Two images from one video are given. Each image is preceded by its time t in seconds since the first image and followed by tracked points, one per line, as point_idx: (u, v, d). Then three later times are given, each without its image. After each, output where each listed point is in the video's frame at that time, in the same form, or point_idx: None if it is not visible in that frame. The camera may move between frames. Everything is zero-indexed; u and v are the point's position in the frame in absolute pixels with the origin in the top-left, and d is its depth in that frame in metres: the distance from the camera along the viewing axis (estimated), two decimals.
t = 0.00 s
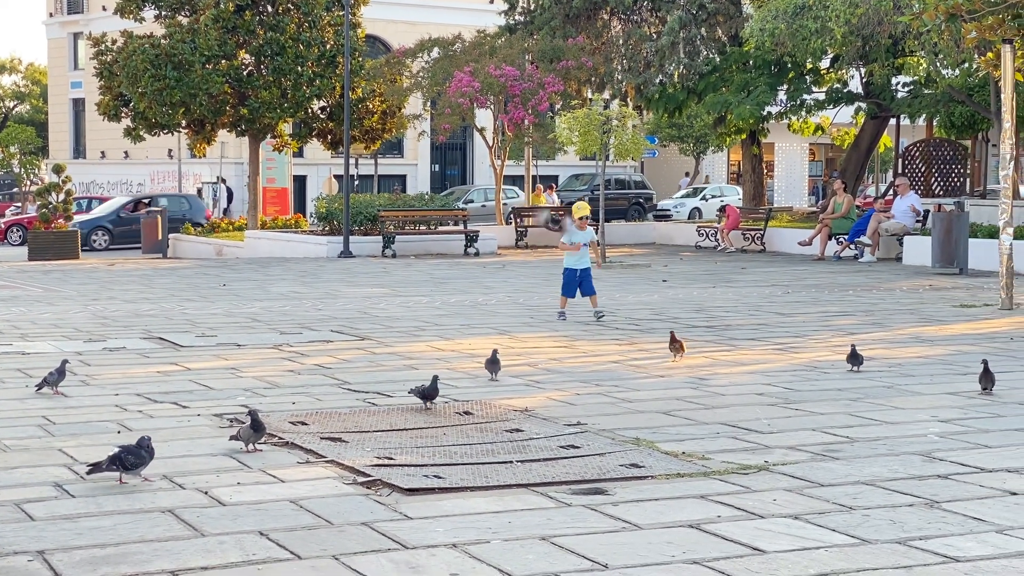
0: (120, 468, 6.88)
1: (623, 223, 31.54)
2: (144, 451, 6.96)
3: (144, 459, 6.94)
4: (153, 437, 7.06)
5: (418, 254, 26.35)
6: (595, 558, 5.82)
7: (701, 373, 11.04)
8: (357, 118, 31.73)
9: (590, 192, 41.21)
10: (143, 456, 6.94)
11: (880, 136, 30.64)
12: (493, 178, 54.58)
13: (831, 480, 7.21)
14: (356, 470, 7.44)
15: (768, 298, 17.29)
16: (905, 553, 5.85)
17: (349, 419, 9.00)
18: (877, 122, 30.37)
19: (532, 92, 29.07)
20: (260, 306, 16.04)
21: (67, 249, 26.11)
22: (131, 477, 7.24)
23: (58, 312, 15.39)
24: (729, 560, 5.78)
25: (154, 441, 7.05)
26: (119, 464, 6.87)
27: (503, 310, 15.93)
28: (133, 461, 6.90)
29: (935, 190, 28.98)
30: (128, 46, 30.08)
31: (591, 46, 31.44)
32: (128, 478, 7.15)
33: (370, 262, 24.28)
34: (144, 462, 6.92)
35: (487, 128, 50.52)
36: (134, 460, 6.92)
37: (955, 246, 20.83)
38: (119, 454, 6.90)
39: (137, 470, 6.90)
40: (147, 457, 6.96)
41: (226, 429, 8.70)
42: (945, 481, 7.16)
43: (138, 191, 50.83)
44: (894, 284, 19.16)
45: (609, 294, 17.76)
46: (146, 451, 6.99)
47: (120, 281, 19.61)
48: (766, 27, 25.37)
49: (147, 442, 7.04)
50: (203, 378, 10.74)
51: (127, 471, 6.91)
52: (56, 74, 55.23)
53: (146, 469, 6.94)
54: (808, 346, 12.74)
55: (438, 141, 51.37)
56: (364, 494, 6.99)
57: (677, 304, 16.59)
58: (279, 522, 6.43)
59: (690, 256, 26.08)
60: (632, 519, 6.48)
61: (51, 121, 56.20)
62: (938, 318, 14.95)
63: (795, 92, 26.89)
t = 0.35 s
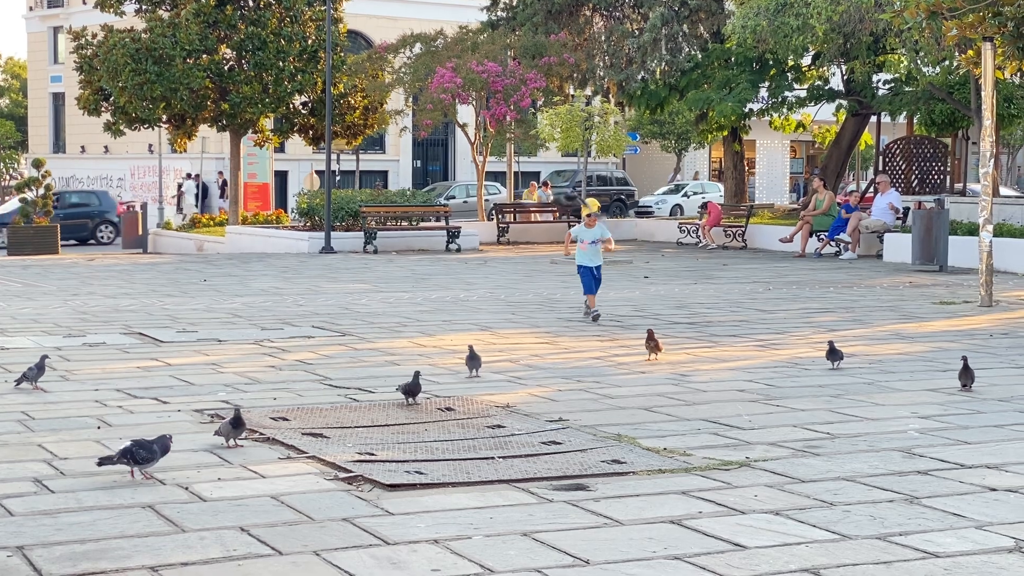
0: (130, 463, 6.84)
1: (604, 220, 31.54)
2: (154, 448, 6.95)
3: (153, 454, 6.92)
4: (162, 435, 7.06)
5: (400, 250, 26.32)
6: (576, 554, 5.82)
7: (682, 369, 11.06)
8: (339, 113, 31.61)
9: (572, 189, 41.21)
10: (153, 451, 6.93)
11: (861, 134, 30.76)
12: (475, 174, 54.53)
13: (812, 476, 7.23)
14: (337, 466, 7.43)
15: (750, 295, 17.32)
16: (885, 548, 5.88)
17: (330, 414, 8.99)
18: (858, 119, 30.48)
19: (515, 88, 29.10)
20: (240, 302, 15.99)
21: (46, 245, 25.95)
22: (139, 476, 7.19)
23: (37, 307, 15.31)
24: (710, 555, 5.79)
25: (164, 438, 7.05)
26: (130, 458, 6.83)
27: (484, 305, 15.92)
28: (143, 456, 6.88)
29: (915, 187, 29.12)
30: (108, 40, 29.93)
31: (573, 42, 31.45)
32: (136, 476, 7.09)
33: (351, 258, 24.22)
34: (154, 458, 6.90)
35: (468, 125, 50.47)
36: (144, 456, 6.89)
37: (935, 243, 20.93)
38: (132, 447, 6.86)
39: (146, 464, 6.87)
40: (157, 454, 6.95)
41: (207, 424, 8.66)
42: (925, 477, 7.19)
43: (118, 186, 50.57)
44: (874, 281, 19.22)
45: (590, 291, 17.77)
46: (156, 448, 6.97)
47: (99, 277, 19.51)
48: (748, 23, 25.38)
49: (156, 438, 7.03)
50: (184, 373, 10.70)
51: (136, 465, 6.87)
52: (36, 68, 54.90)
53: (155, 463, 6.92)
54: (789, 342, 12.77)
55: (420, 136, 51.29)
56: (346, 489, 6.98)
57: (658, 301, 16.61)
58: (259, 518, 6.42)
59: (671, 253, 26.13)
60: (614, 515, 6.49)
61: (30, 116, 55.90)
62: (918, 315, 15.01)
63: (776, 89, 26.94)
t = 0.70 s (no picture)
0: (138, 459, 6.90)
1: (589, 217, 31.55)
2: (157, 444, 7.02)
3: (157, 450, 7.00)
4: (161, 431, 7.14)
5: (384, 246, 26.30)
6: (560, 550, 5.82)
7: (666, 366, 11.08)
8: (323, 109, 31.53)
9: (556, 185, 41.23)
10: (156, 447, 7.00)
11: (845, 131, 30.84)
12: (460, 170, 54.51)
13: (796, 473, 7.25)
14: (321, 462, 7.42)
15: (734, 292, 17.35)
16: (868, 545, 5.89)
17: (314, 411, 8.97)
18: (842, 117, 30.56)
19: (499, 85, 29.10)
20: (224, 298, 15.95)
21: (28, 241, 25.84)
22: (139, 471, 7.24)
23: (20, 303, 15.25)
24: (694, 552, 5.80)
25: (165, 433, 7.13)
26: (137, 455, 6.89)
27: (469, 302, 15.91)
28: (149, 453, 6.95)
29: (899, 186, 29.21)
30: (92, 35, 29.81)
31: (558, 39, 31.49)
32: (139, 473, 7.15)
33: (336, 254, 24.19)
34: (160, 454, 6.99)
35: (453, 121, 50.45)
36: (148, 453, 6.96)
37: (918, 241, 21.01)
38: (138, 445, 6.91)
39: (152, 458, 6.94)
40: (160, 450, 7.02)
41: (190, 421, 8.64)
42: (908, 474, 7.21)
43: (101, 182, 50.37)
44: (858, 279, 19.29)
45: (575, 288, 17.78)
46: (160, 444, 7.05)
47: (82, 273, 19.44)
48: (733, 21, 25.40)
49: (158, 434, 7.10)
50: (167, 369, 10.68)
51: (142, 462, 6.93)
52: (19, 63, 54.61)
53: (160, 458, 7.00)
54: (772, 339, 12.81)
55: (404, 133, 51.23)
56: (330, 486, 6.97)
57: (643, 298, 16.63)
58: (243, 514, 6.40)
59: (655, 250, 26.17)
60: (599, 512, 6.49)
61: (12, 111, 55.61)
62: (901, 312, 15.06)
63: (761, 86, 27.02)
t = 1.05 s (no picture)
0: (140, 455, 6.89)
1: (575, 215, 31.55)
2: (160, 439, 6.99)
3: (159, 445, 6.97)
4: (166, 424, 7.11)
5: (370, 244, 26.27)
6: (548, 548, 5.82)
7: (652, 363, 11.09)
8: (309, 107, 31.44)
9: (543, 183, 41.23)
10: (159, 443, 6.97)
11: (832, 129, 30.89)
12: (446, 168, 54.47)
13: (782, 470, 7.27)
14: (308, 459, 7.40)
15: (720, 290, 17.39)
16: (854, 542, 5.91)
17: (300, 408, 8.96)
18: (828, 115, 30.59)
19: (486, 82, 29.02)
20: (211, 295, 15.91)
21: (13, 238, 25.76)
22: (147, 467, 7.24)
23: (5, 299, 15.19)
24: (681, 549, 5.80)
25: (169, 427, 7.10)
26: (139, 451, 6.88)
27: (456, 300, 15.90)
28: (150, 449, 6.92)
29: (885, 183, 29.27)
30: (77, 32, 29.69)
31: (545, 36, 31.50)
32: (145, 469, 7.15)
33: (322, 251, 24.17)
34: (163, 449, 6.96)
35: (440, 118, 50.42)
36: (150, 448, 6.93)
37: (904, 239, 21.06)
38: (139, 440, 6.90)
39: (154, 455, 6.91)
40: (165, 445, 7.00)
41: (176, 418, 8.61)
42: (894, 471, 7.23)
43: (86, 179, 50.20)
44: (844, 276, 19.32)
45: (562, 285, 17.79)
46: (164, 439, 7.02)
47: (67, 270, 19.36)
48: (719, 19, 25.38)
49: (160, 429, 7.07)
50: (153, 366, 10.65)
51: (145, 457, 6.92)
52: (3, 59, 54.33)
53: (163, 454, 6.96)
54: (759, 337, 12.83)
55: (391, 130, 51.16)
56: (316, 483, 6.96)
57: (629, 295, 16.64)
58: (230, 511, 6.39)
59: (642, 248, 26.18)
60: (585, 509, 6.49)
61: None
62: (887, 310, 15.11)
63: (747, 84, 27.07)
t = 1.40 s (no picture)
0: (142, 453, 6.86)
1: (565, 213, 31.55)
2: (166, 437, 6.89)
3: (165, 444, 6.87)
4: (178, 419, 6.95)
5: (359, 241, 26.22)
6: (537, 546, 5.82)
7: (642, 362, 11.10)
8: (298, 104, 31.35)
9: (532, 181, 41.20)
10: (166, 441, 6.87)
11: (820, 128, 30.93)
12: (435, 166, 54.42)
13: (772, 468, 7.28)
14: (297, 458, 7.39)
15: (709, 289, 17.40)
16: (844, 540, 5.92)
17: (290, 406, 8.95)
18: (817, 114, 30.62)
19: (475, 80, 28.96)
20: (199, 293, 15.87)
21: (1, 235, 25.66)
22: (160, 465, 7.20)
23: None
24: (671, 548, 5.80)
25: (179, 424, 6.94)
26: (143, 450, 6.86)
27: (445, 298, 15.88)
28: (153, 447, 6.86)
29: (873, 182, 29.34)
30: (65, 29, 29.58)
31: (534, 35, 31.48)
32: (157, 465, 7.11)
33: (311, 249, 24.14)
34: (166, 450, 6.86)
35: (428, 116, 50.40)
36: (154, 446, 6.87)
37: (893, 237, 21.10)
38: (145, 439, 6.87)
39: (158, 456, 6.85)
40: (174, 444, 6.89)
41: (165, 416, 8.59)
42: (883, 470, 7.25)
43: (74, 176, 50.06)
44: (833, 275, 19.35)
45: (551, 284, 17.79)
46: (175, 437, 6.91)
47: (56, 267, 19.29)
48: (709, 18, 25.37)
49: (168, 425, 6.93)
50: (142, 364, 10.62)
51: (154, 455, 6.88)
52: None
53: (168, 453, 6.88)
54: (749, 335, 12.84)
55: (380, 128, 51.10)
56: (306, 481, 6.95)
57: (618, 294, 16.63)
58: (220, 509, 6.38)
59: (631, 246, 26.20)
60: (575, 507, 6.50)
61: None
62: (876, 309, 15.14)
63: (736, 82, 27.08)
